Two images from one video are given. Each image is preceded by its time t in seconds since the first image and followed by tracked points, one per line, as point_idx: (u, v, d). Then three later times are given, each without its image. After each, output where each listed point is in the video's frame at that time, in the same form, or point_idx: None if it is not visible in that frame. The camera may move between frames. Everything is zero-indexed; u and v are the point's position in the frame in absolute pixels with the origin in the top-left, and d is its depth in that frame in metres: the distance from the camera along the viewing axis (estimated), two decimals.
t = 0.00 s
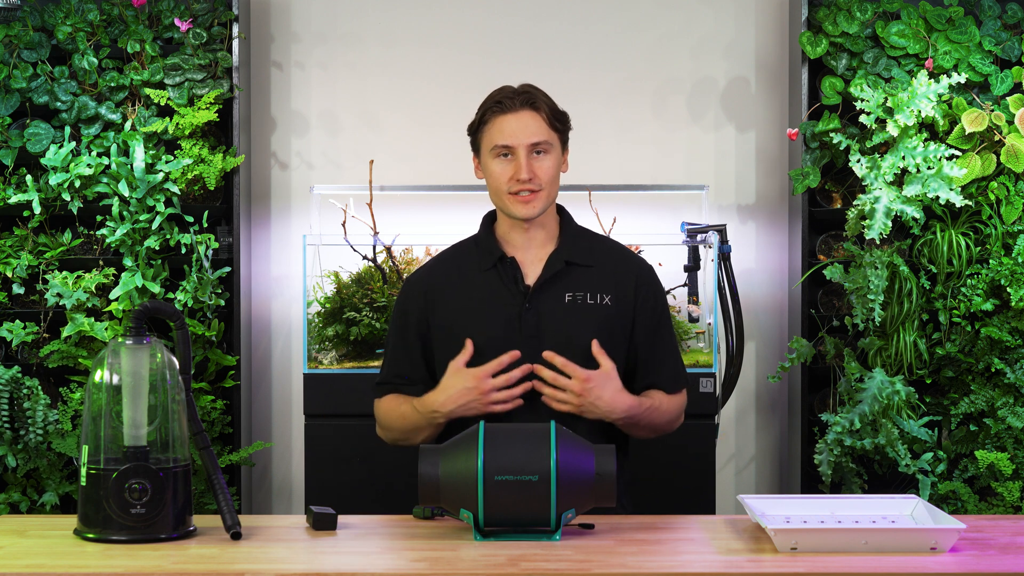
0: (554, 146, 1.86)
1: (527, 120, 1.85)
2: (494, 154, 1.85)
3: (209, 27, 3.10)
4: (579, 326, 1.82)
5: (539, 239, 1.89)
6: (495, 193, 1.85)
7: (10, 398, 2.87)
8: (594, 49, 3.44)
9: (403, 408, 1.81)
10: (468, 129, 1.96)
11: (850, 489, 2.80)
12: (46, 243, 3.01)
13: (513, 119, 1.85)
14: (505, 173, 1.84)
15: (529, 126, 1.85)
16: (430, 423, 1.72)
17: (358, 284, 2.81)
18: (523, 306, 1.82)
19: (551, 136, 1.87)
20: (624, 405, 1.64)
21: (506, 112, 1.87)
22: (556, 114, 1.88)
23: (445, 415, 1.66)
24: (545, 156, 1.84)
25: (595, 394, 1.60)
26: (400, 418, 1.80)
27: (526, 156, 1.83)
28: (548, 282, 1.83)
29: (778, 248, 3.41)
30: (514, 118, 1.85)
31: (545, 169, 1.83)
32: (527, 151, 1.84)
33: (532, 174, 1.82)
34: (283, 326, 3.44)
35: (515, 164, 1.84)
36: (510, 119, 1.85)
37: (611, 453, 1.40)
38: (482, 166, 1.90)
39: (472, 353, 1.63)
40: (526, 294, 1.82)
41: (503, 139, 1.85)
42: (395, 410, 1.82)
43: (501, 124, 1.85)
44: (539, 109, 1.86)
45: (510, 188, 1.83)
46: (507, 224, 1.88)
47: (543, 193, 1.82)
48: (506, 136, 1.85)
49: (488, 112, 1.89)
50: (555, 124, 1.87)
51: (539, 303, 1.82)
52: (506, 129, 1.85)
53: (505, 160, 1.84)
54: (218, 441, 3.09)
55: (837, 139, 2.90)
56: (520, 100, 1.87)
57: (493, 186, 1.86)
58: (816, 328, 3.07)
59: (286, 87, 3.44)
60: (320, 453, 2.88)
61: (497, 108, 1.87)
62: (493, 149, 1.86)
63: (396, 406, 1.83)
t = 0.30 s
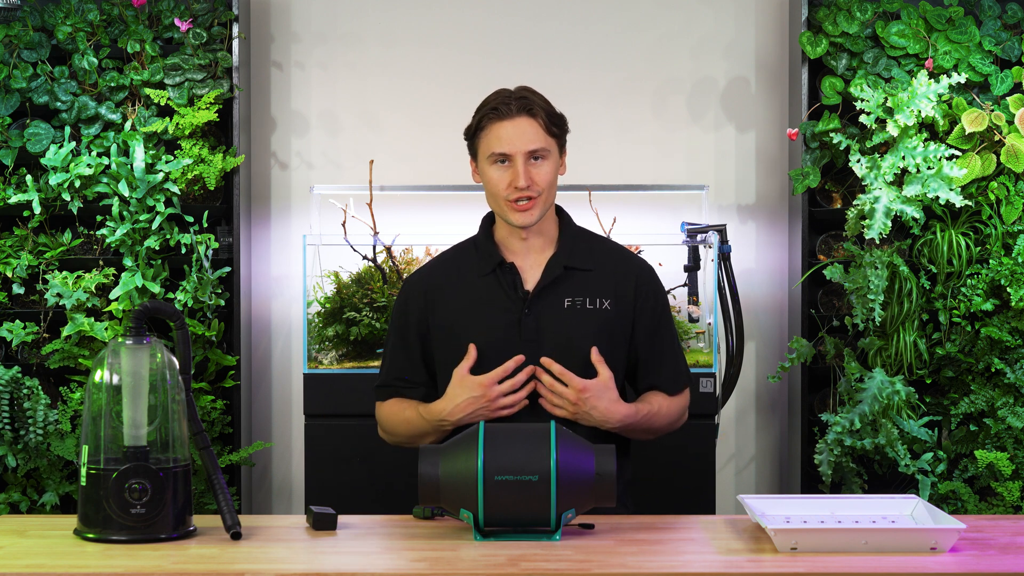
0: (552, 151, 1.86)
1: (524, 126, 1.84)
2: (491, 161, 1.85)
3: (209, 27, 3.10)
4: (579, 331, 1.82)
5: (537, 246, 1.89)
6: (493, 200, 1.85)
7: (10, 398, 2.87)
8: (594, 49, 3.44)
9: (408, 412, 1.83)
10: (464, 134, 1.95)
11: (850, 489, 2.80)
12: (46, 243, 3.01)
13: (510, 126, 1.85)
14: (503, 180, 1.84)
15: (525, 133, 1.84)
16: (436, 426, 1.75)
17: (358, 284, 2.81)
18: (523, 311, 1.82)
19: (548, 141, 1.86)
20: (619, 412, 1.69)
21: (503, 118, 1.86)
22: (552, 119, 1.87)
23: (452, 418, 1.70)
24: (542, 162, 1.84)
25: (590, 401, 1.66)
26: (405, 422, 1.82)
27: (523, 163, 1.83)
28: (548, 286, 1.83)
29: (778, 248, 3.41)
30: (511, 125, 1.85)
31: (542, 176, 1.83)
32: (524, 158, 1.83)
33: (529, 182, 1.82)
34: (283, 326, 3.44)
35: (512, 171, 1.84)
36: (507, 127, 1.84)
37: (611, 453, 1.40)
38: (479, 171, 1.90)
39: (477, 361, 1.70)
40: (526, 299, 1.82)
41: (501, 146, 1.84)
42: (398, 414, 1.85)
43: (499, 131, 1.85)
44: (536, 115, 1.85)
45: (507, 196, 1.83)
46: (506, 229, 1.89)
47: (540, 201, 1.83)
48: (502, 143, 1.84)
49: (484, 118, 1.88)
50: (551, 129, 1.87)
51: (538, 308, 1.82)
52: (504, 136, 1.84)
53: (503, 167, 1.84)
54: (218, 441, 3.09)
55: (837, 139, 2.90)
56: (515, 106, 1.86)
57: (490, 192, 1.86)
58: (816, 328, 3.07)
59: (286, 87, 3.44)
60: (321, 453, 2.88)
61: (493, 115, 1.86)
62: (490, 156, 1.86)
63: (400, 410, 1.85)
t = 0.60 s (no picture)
0: (545, 150, 1.88)
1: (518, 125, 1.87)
2: (483, 158, 1.90)
3: (209, 27, 3.10)
4: (578, 327, 1.82)
5: (536, 244, 1.90)
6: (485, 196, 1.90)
7: (10, 398, 2.87)
8: (594, 49, 3.44)
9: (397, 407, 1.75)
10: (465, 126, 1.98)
11: (850, 489, 2.80)
12: (46, 243, 3.01)
13: (502, 125, 1.88)
14: (493, 176, 1.88)
15: (517, 132, 1.87)
16: (424, 413, 1.67)
17: (358, 284, 2.81)
18: (523, 308, 1.82)
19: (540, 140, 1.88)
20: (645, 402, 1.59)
21: (498, 117, 1.88)
22: (546, 119, 1.88)
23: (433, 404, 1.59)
24: (533, 161, 1.88)
25: (628, 387, 1.53)
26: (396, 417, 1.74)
27: (512, 162, 1.87)
28: (548, 284, 1.83)
29: (778, 248, 3.41)
30: (504, 123, 1.87)
31: (532, 175, 1.87)
32: (515, 156, 1.87)
33: (518, 180, 1.87)
34: (283, 326, 3.44)
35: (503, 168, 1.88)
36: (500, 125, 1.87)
37: (611, 453, 1.40)
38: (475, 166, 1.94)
39: (439, 342, 1.56)
40: (525, 296, 1.82)
41: (495, 142, 1.87)
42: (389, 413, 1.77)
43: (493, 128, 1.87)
44: (528, 114, 1.87)
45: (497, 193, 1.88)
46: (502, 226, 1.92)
47: (529, 199, 1.87)
48: (495, 141, 1.88)
49: (480, 116, 1.90)
50: (546, 129, 1.89)
51: (538, 305, 1.82)
52: (496, 134, 1.87)
53: (494, 164, 1.88)
54: (218, 441, 3.09)
55: (837, 139, 2.90)
56: (509, 105, 1.88)
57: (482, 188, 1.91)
58: (816, 328, 3.07)
59: (286, 87, 3.44)
60: (321, 454, 2.88)
61: (488, 112, 1.89)
62: (484, 151, 1.89)
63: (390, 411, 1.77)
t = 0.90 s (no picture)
0: (558, 145, 1.89)
1: (532, 119, 1.88)
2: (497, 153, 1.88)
3: (209, 27, 3.10)
4: (579, 324, 1.82)
5: (539, 240, 1.89)
6: (496, 190, 1.89)
7: (10, 398, 2.87)
8: (594, 49, 3.44)
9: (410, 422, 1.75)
10: (471, 127, 1.98)
11: (850, 489, 2.80)
12: (46, 243, 3.01)
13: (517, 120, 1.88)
14: (508, 171, 1.87)
15: (532, 128, 1.87)
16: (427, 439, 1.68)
17: (358, 284, 2.81)
18: (524, 305, 1.82)
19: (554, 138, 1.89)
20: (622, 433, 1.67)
21: (512, 112, 1.89)
22: (560, 116, 1.90)
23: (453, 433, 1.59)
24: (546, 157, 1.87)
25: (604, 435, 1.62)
26: (400, 437, 1.73)
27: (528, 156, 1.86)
28: (548, 281, 1.84)
29: (778, 248, 3.41)
30: (518, 120, 1.88)
31: (548, 168, 1.86)
32: (531, 150, 1.87)
33: (535, 174, 1.85)
34: (283, 326, 3.44)
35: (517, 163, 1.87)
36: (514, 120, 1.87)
37: (611, 453, 1.40)
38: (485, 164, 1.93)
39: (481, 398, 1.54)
40: (526, 293, 1.83)
41: (509, 136, 1.87)
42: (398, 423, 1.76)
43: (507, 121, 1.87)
44: (544, 110, 1.88)
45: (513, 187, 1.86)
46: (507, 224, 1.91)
47: (542, 195, 1.86)
48: (510, 138, 1.87)
49: (493, 112, 1.91)
50: (558, 126, 1.90)
51: (538, 302, 1.83)
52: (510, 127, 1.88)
53: (508, 159, 1.88)
54: (218, 441, 3.09)
55: (837, 139, 2.90)
56: (525, 101, 1.89)
57: (495, 183, 1.89)
58: (816, 328, 3.07)
59: (286, 87, 3.44)
60: (321, 453, 2.88)
61: (503, 108, 1.89)
62: (497, 146, 1.88)
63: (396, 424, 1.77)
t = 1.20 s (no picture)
0: (560, 139, 1.87)
1: (537, 110, 1.87)
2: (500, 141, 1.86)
3: (209, 27, 3.10)
4: (578, 323, 1.82)
5: (538, 239, 1.89)
6: (497, 178, 1.85)
7: (10, 398, 2.87)
8: (594, 49, 3.44)
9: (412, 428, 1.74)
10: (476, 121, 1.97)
11: (850, 489, 2.80)
12: (46, 243, 3.01)
13: (522, 108, 1.87)
14: (510, 158, 1.84)
15: (537, 118, 1.86)
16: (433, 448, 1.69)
17: (358, 284, 2.81)
18: (523, 303, 1.82)
19: (557, 130, 1.88)
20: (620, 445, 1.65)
21: (517, 101, 1.88)
22: (565, 113, 1.91)
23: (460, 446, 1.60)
24: (549, 147, 1.85)
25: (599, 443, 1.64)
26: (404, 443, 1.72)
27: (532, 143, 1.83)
28: (547, 279, 1.84)
29: (778, 248, 3.41)
30: (523, 108, 1.87)
31: (549, 160, 1.83)
32: (534, 141, 1.84)
33: (537, 162, 1.82)
34: (283, 326, 3.44)
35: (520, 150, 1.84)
36: (518, 108, 1.87)
37: (611, 453, 1.40)
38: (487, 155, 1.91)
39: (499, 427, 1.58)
40: (525, 291, 1.83)
41: (512, 125, 1.85)
42: (396, 428, 1.75)
43: (511, 111, 1.87)
44: (550, 102, 1.88)
45: (514, 173, 1.83)
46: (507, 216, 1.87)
47: (544, 184, 1.82)
48: (514, 126, 1.86)
49: (499, 101, 1.90)
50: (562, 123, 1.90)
51: (538, 301, 1.83)
52: (515, 114, 1.86)
53: (510, 147, 1.85)
54: (218, 441, 3.09)
55: (837, 139, 2.90)
56: (531, 92, 1.89)
57: (496, 171, 1.86)
58: (816, 328, 3.07)
59: (286, 87, 3.44)
60: (321, 454, 2.88)
61: (508, 97, 1.89)
62: (500, 134, 1.87)
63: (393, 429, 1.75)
